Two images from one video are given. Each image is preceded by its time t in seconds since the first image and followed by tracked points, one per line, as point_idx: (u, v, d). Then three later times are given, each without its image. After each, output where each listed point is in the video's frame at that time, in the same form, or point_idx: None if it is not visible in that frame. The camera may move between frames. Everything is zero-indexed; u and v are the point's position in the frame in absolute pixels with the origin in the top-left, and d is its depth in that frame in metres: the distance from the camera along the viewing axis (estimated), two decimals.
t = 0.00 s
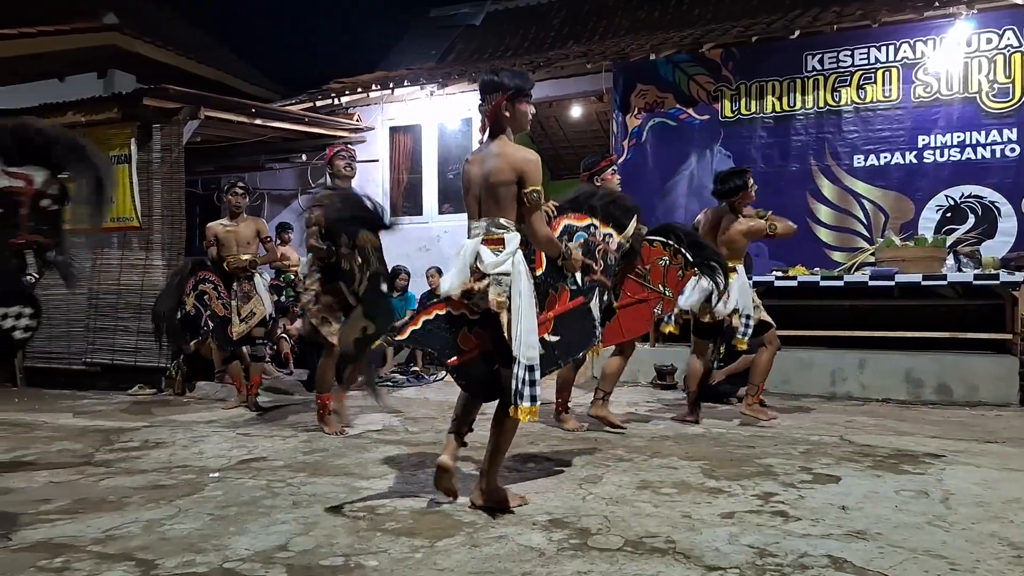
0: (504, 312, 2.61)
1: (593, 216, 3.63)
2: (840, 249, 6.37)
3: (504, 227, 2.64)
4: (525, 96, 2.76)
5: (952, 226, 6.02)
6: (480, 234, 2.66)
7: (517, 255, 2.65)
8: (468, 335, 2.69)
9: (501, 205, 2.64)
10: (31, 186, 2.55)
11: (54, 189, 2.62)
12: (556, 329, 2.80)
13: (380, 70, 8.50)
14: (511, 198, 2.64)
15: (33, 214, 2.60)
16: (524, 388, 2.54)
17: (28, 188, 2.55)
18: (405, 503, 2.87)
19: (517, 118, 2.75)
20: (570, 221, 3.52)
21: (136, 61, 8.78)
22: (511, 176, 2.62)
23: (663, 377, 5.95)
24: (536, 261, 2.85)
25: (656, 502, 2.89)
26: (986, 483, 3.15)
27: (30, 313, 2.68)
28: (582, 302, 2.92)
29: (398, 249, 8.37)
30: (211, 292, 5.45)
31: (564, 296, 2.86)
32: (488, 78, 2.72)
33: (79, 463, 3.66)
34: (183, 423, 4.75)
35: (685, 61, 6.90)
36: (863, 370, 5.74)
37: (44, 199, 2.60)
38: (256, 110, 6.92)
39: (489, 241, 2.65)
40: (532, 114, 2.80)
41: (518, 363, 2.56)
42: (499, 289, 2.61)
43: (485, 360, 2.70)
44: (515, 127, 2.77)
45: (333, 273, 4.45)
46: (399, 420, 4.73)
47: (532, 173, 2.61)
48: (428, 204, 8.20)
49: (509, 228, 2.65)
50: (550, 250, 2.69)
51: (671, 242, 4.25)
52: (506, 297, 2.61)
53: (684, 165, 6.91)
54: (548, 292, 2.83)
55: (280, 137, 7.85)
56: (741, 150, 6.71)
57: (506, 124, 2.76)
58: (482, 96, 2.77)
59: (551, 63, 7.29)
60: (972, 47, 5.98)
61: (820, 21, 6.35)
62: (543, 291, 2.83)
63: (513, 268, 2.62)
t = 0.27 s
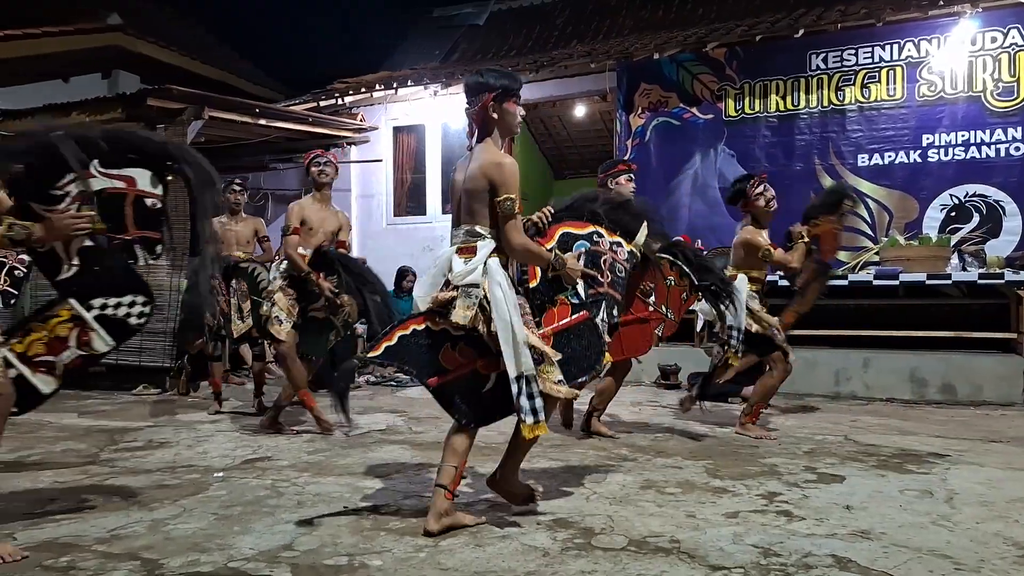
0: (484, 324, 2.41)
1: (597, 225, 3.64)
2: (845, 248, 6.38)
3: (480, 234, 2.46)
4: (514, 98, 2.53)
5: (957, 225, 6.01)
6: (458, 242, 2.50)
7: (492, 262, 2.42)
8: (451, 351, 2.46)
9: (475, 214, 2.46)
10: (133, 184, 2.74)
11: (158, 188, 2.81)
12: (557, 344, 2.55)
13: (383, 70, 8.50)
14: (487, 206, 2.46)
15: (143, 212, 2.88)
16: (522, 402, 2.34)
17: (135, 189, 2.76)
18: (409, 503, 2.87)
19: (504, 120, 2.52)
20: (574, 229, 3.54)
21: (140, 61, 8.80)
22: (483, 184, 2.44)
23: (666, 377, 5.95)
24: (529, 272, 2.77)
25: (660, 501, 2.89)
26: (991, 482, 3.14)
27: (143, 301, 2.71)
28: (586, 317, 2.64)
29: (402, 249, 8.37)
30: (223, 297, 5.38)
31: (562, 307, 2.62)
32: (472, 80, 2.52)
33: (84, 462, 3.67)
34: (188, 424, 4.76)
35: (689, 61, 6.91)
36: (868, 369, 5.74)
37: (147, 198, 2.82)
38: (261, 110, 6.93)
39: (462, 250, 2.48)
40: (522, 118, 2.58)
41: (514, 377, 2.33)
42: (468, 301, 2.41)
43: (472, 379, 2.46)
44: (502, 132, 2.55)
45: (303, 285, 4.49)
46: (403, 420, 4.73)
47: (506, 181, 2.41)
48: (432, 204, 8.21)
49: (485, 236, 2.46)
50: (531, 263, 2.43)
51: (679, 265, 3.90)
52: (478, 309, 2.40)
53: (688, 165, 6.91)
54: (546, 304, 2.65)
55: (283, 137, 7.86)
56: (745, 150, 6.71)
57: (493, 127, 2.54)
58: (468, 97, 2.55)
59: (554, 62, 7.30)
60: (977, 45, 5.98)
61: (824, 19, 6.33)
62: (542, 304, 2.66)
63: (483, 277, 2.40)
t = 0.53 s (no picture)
0: (473, 309, 2.23)
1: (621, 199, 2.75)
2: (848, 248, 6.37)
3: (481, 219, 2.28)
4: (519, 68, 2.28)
5: (960, 224, 6.00)
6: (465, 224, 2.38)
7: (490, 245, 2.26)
8: (448, 336, 2.33)
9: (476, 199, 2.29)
10: (163, 152, 2.70)
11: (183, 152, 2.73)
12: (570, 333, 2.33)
13: (386, 70, 8.51)
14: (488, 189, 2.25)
15: (175, 177, 2.75)
16: (487, 397, 2.12)
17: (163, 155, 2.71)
18: (412, 503, 2.87)
19: (512, 94, 2.28)
20: (588, 207, 2.69)
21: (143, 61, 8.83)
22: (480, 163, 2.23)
23: (669, 377, 5.94)
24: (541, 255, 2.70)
25: (663, 501, 2.88)
26: (994, 482, 3.14)
27: (192, 263, 2.74)
28: (605, 301, 2.39)
29: (405, 249, 8.38)
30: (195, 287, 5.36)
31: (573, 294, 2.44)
32: (476, 54, 2.31)
33: (89, 462, 3.68)
34: (192, 423, 4.77)
35: (692, 60, 6.89)
36: (872, 369, 5.73)
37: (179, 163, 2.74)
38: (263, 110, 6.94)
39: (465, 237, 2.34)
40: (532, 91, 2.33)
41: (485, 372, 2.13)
42: (462, 285, 2.23)
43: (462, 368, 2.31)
44: (510, 109, 2.31)
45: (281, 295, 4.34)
46: (406, 419, 4.73)
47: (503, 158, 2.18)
48: (434, 204, 8.21)
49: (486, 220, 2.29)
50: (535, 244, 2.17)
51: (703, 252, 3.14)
52: (471, 293, 2.22)
53: (691, 165, 6.90)
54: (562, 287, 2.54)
55: (286, 137, 7.87)
56: (749, 149, 6.69)
57: (499, 101, 2.31)
58: (471, 73, 2.34)
59: (557, 62, 7.30)
60: (980, 44, 5.97)
61: (827, 19, 6.35)
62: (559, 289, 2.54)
63: (480, 259, 2.24)
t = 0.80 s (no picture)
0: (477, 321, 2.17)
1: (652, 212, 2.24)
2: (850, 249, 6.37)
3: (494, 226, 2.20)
4: (543, 66, 2.23)
5: (962, 225, 6.00)
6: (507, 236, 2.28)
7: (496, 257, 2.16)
8: (461, 359, 2.30)
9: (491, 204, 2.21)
10: (166, 154, 2.65)
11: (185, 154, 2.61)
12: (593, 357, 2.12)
13: (388, 70, 8.51)
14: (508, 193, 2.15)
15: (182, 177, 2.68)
16: (476, 414, 2.01)
17: (169, 157, 2.66)
18: (414, 502, 2.87)
19: (534, 91, 2.21)
20: (615, 219, 2.24)
21: (145, 61, 8.83)
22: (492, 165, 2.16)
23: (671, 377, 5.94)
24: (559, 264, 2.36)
25: (665, 502, 2.88)
26: (996, 482, 3.14)
27: (206, 265, 2.77)
28: (632, 324, 2.12)
29: (407, 249, 8.39)
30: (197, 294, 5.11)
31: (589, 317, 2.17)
32: (497, 53, 2.27)
33: (90, 461, 3.68)
34: (193, 423, 4.77)
35: (694, 60, 6.88)
36: (873, 369, 5.72)
37: (183, 165, 2.66)
38: (265, 109, 6.94)
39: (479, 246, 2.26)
40: (557, 89, 2.25)
41: (475, 385, 2.02)
42: (464, 292, 2.22)
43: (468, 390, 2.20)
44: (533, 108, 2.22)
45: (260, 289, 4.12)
46: (408, 419, 4.73)
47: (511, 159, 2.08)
48: (436, 204, 8.20)
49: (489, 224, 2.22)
50: (541, 251, 2.02)
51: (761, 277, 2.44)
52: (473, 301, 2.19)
53: (694, 165, 6.90)
54: (585, 309, 2.22)
55: (288, 136, 7.88)
56: (751, 149, 6.69)
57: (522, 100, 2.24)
58: (494, 73, 2.31)
59: (560, 62, 7.30)
60: (982, 45, 5.97)
61: (830, 19, 6.34)
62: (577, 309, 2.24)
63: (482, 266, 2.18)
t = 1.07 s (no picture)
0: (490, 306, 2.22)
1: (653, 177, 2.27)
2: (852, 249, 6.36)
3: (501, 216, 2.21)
4: (563, 56, 2.26)
5: (963, 225, 6.00)
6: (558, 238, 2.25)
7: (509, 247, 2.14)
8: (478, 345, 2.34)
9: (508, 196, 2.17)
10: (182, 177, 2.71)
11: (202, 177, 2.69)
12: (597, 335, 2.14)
13: (389, 69, 8.51)
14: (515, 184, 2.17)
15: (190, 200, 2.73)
16: (493, 387, 2.03)
17: (188, 180, 2.72)
18: (415, 502, 2.87)
19: (552, 81, 2.23)
20: (619, 191, 2.26)
21: (146, 60, 8.83)
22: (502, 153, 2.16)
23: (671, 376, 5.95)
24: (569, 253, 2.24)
25: (666, 501, 2.88)
26: (997, 482, 3.14)
27: (193, 290, 2.79)
28: (628, 299, 2.18)
29: (408, 249, 8.41)
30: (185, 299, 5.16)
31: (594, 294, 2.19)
32: (518, 44, 2.30)
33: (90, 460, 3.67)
34: (194, 422, 4.77)
35: (695, 60, 6.87)
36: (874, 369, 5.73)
37: (197, 190, 2.73)
38: (267, 109, 6.94)
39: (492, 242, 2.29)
40: (577, 80, 2.28)
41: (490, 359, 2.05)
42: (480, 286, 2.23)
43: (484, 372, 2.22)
44: (551, 97, 2.25)
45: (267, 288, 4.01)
46: (409, 419, 4.72)
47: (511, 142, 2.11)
48: (438, 204, 8.20)
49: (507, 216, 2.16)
50: (536, 232, 2.02)
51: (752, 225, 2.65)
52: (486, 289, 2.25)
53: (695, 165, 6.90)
54: (584, 285, 2.21)
55: (289, 136, 7.87)
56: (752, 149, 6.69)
57: (541, 89, 2.27)
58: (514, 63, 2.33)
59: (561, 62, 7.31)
60: (983, 46, 5.98)
61: (830, 20, 6.40)
62: (580, 289, 2.20)
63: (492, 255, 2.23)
